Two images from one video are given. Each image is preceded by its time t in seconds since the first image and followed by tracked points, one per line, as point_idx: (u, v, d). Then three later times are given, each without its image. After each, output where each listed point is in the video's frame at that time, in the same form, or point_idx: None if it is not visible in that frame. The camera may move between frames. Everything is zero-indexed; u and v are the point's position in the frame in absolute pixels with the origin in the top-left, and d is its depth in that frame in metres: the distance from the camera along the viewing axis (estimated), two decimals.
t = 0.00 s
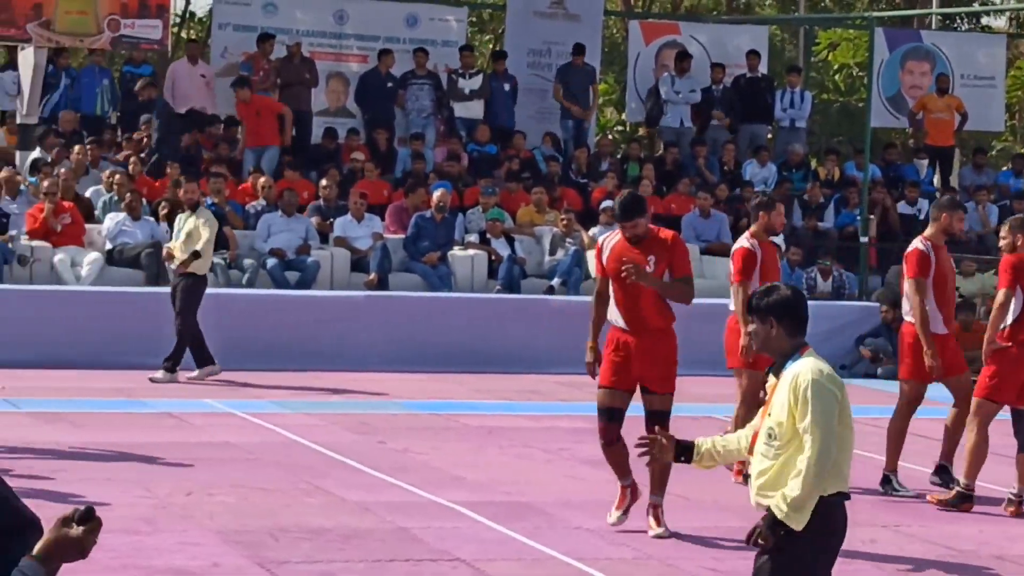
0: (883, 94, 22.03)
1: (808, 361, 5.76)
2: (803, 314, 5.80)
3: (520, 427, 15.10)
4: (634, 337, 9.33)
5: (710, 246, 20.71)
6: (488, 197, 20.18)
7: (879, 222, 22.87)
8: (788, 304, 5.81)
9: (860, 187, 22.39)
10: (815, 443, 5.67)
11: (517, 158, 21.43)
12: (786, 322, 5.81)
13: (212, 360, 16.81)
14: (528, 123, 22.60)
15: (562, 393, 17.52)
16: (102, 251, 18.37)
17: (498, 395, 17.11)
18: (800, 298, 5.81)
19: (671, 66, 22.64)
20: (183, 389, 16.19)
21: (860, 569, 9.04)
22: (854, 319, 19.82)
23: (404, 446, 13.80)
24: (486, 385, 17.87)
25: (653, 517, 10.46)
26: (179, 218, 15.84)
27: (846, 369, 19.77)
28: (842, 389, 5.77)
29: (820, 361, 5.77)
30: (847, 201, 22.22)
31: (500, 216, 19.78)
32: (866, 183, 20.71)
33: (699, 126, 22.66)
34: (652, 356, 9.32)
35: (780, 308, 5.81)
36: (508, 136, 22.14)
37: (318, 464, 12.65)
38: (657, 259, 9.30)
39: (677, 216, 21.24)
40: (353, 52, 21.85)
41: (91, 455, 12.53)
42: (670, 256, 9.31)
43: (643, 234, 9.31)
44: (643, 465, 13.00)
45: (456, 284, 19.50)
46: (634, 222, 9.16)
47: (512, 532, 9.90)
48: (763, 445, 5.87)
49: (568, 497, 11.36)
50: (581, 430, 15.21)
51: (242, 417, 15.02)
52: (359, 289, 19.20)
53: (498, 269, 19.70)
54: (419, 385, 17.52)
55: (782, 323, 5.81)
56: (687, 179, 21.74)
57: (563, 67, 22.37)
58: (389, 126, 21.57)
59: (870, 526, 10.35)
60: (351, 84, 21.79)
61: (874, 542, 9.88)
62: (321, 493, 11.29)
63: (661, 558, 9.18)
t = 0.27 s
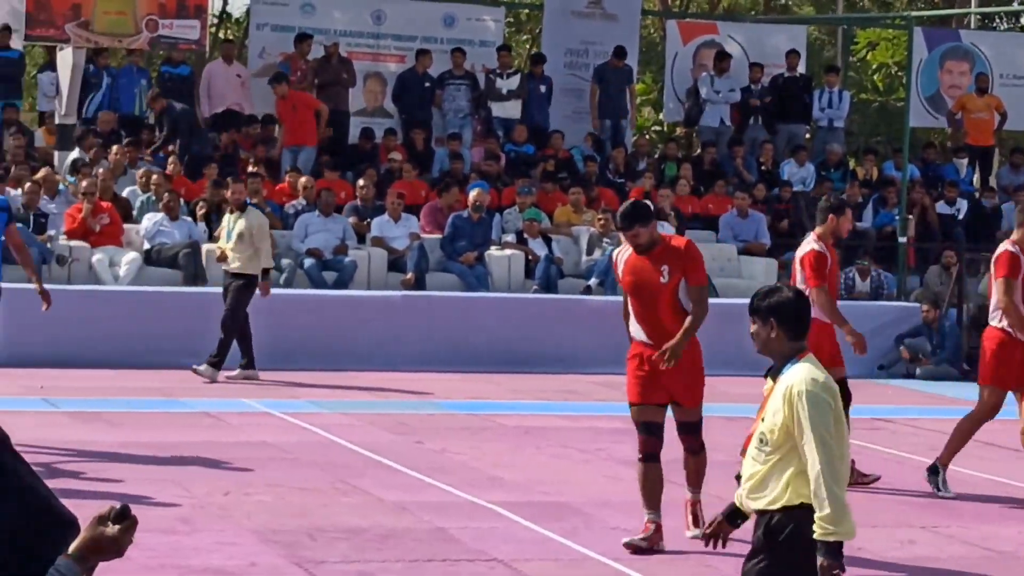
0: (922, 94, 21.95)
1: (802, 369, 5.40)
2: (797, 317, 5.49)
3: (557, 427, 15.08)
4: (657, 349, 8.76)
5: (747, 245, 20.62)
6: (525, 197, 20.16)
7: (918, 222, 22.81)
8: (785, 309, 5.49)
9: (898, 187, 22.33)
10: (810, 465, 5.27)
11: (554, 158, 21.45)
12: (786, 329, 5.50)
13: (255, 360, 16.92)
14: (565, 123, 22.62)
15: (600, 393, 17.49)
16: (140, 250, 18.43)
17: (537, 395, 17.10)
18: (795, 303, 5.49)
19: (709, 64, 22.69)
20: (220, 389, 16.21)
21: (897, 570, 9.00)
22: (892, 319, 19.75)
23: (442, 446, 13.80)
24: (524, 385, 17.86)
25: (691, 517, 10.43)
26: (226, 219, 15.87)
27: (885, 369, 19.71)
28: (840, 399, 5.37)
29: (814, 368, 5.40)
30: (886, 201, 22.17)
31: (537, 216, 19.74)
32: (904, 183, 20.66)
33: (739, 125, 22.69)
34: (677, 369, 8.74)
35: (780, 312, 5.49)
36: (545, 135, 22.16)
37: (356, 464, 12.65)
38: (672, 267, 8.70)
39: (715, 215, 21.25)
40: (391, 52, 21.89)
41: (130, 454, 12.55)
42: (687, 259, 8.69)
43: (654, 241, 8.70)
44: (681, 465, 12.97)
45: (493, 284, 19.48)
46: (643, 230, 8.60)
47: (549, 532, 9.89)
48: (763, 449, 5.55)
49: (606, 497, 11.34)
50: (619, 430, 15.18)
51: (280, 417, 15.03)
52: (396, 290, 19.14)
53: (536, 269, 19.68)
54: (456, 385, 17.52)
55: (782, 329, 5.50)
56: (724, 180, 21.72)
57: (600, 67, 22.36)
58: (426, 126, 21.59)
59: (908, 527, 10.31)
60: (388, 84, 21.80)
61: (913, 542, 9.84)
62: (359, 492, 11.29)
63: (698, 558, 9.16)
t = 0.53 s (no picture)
0: (996, 93, 21.84)
1: (835, 367, 5.66)
2: (827, 314, 5.77)
3: (629, 428, 15.07)
4: (696, 348, 8.57)
5: (822, 247, 20.55)
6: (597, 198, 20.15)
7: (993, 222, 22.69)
8: (811, 309, 5.78)
9: (974, 187, 22.21)
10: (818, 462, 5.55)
11: (627, 158, 21.45)
12: (815, 326, 5.78)
13: (333, 360, 16.98)
14: (638, 124, 22.63)
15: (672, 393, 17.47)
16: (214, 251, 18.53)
17: (609, 396, 17.09)
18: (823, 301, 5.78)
19: (783, 65, 22.64)
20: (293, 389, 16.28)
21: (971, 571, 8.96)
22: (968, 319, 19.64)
23: (513, 446, 13.82)
24: (597, 385, 17.86)
25: (763, 518, 10.41)
26: (310, 220, 15.95)
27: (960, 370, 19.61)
28: (872, 398, 5.63)
29: (847, 367, 5.63)
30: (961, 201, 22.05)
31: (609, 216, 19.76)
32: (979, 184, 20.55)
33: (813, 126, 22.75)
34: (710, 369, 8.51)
35: (809, 311, 5.78)
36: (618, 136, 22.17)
37: (428, 464, 12.67)
38: (715, 265, 8.50)
39: (788, 216, 21.17)
40: (463, 53, 21.90)
41: (204, 455, 12.62)
42: (731, 259, 8.50)
43: (699, 239, 8.54)
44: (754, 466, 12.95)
45: (566, 284, 19.47)
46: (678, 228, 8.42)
47: (622, 533, 9.90)
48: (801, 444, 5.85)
49: (678, 498, 11.34)
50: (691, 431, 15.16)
51: (352, 417, 15.08)
52: (469, 289, 19.19)
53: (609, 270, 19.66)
54: (528, 385, 17.54)
55: (812, 327, 5.79)
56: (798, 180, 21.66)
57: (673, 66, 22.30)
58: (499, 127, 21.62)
59: (982, 528, 10.25)
60: (461, 84, 21.85)
61: (987, 544, 9.79)
62: (431, 492, 11.32)
63: (771, 559, 9.14)
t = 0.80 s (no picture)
0: None
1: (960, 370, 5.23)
2: (956, 319, 5.32)
3: (766, 432, 14.97)
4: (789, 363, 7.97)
5: (960, 248, 20.38)
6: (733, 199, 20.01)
7: None
8: (934, 311, 5.35)
9: None
10: (938, 469, 5.09)
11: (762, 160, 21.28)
12: (943, 331, 5.34)
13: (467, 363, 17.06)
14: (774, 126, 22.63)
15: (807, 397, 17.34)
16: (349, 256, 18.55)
17: (743, 400, 17.01)
18: (952, 301, 5.33)
19: (919, 66, 23.17)
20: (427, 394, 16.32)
21: None
22: None
23: (649, 450, 13.78)
24: (731, 389, 17.78)
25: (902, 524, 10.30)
26: (458, 223, 16.07)
27: None
28: (999, 406, 5.20)
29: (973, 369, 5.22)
30: None
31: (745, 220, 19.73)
32: None
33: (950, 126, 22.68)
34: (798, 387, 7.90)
35: (932, 313, 5.35)
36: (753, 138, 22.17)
37: (564, 468, 12.66)
38: (809, 276, 7.90)
39: (925, 218, 21.03)
40: (596, 57, 22.19)
41: (341, 459, 12.68)
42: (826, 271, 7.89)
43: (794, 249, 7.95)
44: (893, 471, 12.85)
45: (701, 288, 19.40)
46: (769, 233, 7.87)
47: (760, 538, 9.83)
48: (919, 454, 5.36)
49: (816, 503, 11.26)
50: (828, 435, 15.06)
51: (487, 421, 15.10)
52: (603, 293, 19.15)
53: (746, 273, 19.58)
54: (662, 389, 17.50)
55: (938, 331, 5.35)
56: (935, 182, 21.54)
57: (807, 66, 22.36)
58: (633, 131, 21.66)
59: None
60: (594, 88, 22.00)
61: None
62: (567, 497, 11.30)
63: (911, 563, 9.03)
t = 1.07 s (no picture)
0: None
1: (998, 374, 4.95)
2: (988, 319, 5.13)
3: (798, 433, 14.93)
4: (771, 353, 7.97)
5: (993, 249, 20.36)
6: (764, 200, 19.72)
7: None
8: (969, 311, 5.16)
9: None
10: (988, 476, 4.83)
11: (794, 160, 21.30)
12: (972, 332, 5.16)
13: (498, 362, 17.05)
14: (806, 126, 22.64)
15: (838, 396, 17.29)
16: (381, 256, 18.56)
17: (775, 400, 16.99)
18: (984, 303, 5.15)
19: (951, 65, 23.31)
20: (459, 394, 16.32)
21: None
22: None
23: (682, 451, 13.77)
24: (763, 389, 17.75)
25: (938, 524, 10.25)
26: (503, 224, 16.05)
27: None
28: None
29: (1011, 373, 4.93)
30: None
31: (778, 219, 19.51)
32: None
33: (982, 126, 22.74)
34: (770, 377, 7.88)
35: (965, 311, 5.18)
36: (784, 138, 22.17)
37: (597, 469, 12.64)
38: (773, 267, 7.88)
39: (958, 217, 20.99)
40: (628, 57, 22.30)
41: (375, 460, 12.68)
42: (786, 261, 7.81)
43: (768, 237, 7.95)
44: (927, 473, 12.82)
45: (733, 288, 19.39)
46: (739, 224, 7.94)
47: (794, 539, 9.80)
48: (953, 454, 5.13)
49: (850, 504, 11.23)
50: (860, 435, 15.02)
51: (519, 421, 15.10)
52: (636, 293, 19.13)
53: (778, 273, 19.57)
54: (693, 390, 17.47)
55: (967, 332, 5.17)
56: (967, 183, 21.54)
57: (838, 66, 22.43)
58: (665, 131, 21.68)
59: None
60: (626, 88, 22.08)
61: None
62: (601, 498, 11.28)
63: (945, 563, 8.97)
